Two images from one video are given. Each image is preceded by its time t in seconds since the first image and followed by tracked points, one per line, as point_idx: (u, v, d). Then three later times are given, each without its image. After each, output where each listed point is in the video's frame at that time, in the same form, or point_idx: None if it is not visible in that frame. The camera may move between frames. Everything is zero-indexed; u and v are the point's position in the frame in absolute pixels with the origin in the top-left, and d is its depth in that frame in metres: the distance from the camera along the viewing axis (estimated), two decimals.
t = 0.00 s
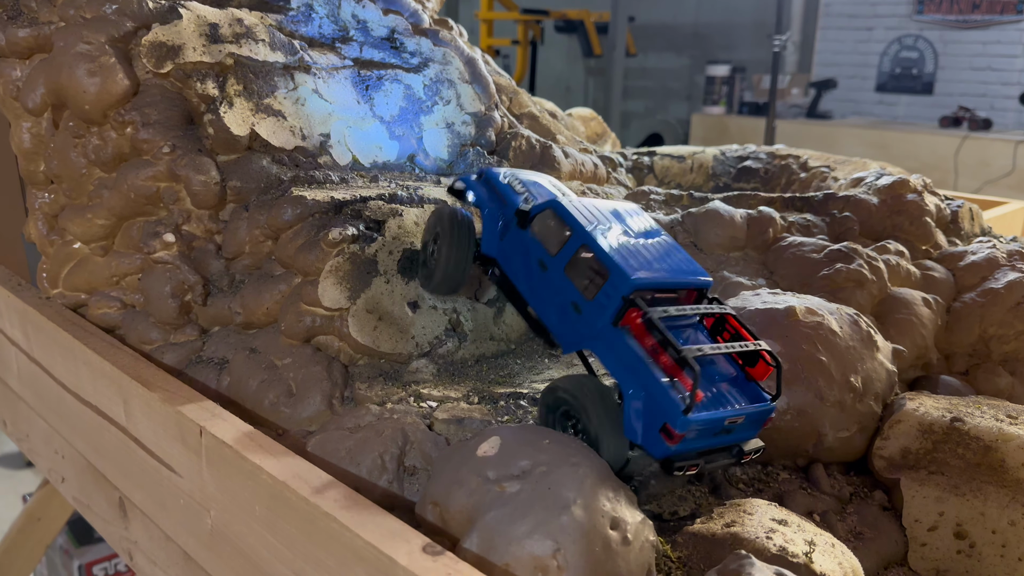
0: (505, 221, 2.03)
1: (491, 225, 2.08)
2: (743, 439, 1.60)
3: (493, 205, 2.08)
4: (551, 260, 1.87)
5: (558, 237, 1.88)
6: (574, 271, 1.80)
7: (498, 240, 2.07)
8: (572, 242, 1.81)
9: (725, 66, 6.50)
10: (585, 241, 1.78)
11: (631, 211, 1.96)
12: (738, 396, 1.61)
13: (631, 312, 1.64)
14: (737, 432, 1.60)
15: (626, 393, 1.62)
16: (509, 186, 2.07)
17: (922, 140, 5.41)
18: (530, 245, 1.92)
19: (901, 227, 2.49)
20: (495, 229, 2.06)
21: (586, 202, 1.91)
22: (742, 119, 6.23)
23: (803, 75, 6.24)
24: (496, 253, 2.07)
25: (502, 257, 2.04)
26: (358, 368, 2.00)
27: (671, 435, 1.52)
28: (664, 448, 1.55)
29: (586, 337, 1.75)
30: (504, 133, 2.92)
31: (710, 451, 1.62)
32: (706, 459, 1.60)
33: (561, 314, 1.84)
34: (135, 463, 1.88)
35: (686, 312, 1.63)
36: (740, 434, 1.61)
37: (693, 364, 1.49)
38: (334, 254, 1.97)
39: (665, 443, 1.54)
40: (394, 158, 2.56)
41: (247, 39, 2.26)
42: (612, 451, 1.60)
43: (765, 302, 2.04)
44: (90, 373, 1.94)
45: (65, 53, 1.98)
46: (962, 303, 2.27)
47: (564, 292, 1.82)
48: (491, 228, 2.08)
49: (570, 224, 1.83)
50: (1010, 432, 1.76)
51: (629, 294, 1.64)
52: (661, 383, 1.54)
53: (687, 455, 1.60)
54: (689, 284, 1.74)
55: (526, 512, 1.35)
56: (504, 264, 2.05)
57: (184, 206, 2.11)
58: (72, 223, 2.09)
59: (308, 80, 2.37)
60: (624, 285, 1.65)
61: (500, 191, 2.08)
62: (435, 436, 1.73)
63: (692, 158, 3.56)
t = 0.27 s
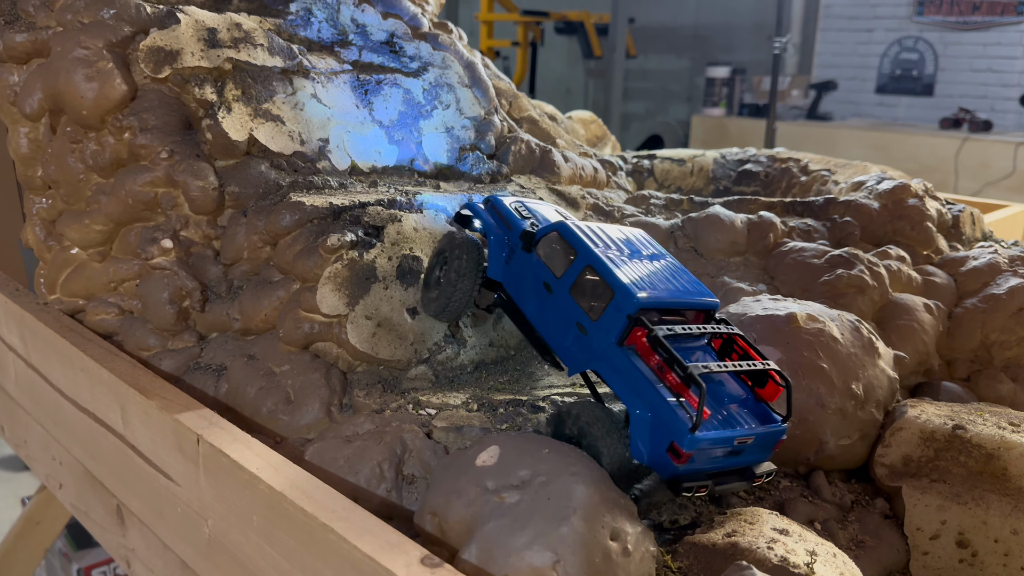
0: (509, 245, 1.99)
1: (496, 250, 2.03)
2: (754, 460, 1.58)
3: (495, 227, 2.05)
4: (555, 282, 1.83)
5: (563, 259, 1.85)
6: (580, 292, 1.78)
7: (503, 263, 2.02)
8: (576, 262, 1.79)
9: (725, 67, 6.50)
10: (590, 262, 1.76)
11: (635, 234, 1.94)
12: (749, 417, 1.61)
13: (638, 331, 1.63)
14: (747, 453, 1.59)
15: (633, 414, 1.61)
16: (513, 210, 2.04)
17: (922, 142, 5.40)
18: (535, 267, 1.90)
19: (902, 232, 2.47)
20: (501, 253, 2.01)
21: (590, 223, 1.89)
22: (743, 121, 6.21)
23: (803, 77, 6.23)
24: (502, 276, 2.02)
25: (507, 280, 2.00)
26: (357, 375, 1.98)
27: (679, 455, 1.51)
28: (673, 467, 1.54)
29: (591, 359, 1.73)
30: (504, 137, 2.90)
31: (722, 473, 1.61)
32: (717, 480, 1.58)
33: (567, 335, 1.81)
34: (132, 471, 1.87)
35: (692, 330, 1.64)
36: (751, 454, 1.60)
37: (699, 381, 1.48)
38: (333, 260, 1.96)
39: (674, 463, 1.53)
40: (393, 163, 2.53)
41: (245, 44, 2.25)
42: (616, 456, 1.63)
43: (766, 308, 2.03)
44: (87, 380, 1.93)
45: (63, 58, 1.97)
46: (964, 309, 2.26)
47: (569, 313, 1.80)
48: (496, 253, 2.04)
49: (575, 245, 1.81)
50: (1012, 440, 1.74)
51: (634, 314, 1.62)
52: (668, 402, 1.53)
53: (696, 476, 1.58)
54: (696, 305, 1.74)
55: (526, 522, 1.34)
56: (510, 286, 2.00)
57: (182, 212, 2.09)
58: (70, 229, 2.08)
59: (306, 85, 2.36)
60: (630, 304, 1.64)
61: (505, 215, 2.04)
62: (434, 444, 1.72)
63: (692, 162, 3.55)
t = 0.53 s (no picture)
0: (522, 214, 2.03)
1: (509, 218, 2.09)
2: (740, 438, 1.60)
3: (512, 197, 2.08)
4: (561, 252, 1.87)
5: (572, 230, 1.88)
6: (583, 263, 1.81)
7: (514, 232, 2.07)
8: (583, 234, 1.82)
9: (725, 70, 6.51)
10: (596, 234, 1.78)
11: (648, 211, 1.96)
12: (740, 396, 1.63)
13: (635, 303, 1.65)
14: (734, 430, 1.61)
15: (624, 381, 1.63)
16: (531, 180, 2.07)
17: (923, 143, 5.40)
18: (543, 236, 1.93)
19: (904, 233, 2.47)
20: (513, 222, 2.06)
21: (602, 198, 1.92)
22: (744, 123, 6.22)
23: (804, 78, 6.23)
24: (512, 244, 2.07)
25: (517, 249, 2.03)
26: (359, 377, 1.97)
27: (664, 424, 1.53)
28: (657, 436, 1.57)
29: (590, 327, 1.77)
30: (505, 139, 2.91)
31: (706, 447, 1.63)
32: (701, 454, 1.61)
33: (569, 304, 1.85)
34: (134, 473, 1.87)
35: (690, 306, 1.66)
36: (738, 432, 1.62)
37: (690, 355, 1.50)
38: (334, 262, 1.96)
39: (658, 432, 1.55)
40: (394, 165, 2.53)
41: (247, 46, 2.25)
42: (602, 436, 1.62)
43: (768, 310, 2.02)
44: (90, 382, 1.93)
45: (65, 60, 1.98)
46: (966, 310, 2.26)
47: (572, 282, 1.83)
48: (509, 221, 2.09)
49: (584, 216, 1.83)
50: (1015, 441, 1.74)
51: (634, 286, 1.65)
52: (658, 372, 1.55)
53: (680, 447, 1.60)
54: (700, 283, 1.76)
55: (529, 524, 1.34)
56: (519, 256, 2.04)
57: (184, 214, 2.09)
58: (72, 231, 2.08)
59: (308, 87, 2.36)
60: (630, 277, 1.67)
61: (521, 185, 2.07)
62: (436, 446, 1.72)
63: (694, 164, 3.55)
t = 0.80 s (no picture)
0: (548, 191, 1.97)
1: (536, 196, 2.00)
2: (726, 426, 1.63)
3: (541, 174, 2.02)
4: (580, 228, 1.85)
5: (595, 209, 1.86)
6: (598, 240, 1.80)
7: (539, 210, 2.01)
8: (602, 213, 1.80)
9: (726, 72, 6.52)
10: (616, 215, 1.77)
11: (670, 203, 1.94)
12: (733, 387, 1.65)
13: (641, 282, 1.66)
14: (721, 418, 1.64)
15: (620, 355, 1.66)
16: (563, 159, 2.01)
17: (924, 146, 5.41)
18: (565, 213, 1.90)
19: (903, 236, 2.47)
20: (540, 198, 1.99)
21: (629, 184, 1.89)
22: (744, 126, 6.23)
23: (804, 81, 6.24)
24: (535, 221, 2.00)
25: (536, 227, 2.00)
26: (358, 379, 1.98)
27: (651, 400, 1.56)
28: (642, 411, 1.59)
29: (595, 302, 1.77)
30: (505, 142, 2.91)
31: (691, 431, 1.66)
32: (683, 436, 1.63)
33: (577, 278, 1.85)
34: (134, 474, 1.88)
35: (693, 294, 1.69)
36: (724, 420, 1.65)
37: (684, 336, 1.52)
38: (334, 264, 1.96)
39: (643, 407, 1.58)
40: (395, 166, 2.52)
41: (247, 48, 2.24)
42: (599, 408, 1.66)
43: (768, 312, 2.02)
44: (90, 383, 1.94)
45: (65, 62, 1.98)
46: (965, 313, 2.26)
47: (585, 257, 1.82)
48: (536, 198, 2.01)
49: (608, 196, 1.81)
50: (1013, 443, 1.75)
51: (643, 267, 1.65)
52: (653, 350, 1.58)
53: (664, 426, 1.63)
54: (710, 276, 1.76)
55: (527, 526, 1.34)
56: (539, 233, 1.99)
57: (184, 216, 2.10)
58: (72, 233, 2.09)
59: (308, 89, 2.37)
60: (640, 258, 1.67)
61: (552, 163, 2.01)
62: (435, 448, 1.72)
63: (693, 166, 3.55)
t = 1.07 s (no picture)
0: (545, 204, 1.99)
1: (533, 209, 2.02)
2: (721, 442, 1.64)
3: (537, 187, 2.04)
4: (576, 243, 1.87)
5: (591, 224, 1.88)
6: (593, 255, 1.82)
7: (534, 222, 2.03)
8: (597, 228, 1.83)
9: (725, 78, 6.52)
10: (611, 230, 1.79)
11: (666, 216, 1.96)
12: (729, 402, 1.66)
13: (636, 297, 1.67)
14: (715, 434, 1.64)
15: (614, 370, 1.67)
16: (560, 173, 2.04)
17: (924, 152, 5.41)
18: (562, 227, 1.92)
19: (900, 246, 2.47)
20: (537, 212, 2.01)
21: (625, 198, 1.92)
22: (743, 131, 6.24)
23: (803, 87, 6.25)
24: (532, 234, 2.01)
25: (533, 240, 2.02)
26: (355, 391, 1.99)
27: (645, 415, 1.57)
28: (636, 427, 1.61)
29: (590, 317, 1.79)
30: (503, 151, 2.91)
31: (686, 445, 1.67)
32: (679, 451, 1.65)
33: (572, 293, 1.87)
34: (130, 486, 1.88)
35: (688, 308, 1.70)
36: (720, 436, 1.66)
37: (678, 352, 1.54)
38: (331, 275, 1.97)
39: (638, 422, 1.60)
40: (393, 177, 2.53)
41: (245, 60, 2.26)
42: (594, 423, 1.67)
43: (764, 323, 2.02)
44: (87, 395, 1.95)
45: (63, 74, 1.99)
46: (962, 323, 2.26)
47: (581, 272, 1.84)
48: (533, 212, 2.02)
49: (603, 211, 1.84)
50: (1009, 455, 1.75)
51: (637, 282, 1.67)
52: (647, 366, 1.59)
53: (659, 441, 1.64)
54: (706, 290, 1.78)
55: (521, 540, 1.34)
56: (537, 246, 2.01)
57: (182, 227, 2.10)
58: (70, 244, 2.10)
59: (306, 100, 2.38)
60: (635, 272, 1.69)
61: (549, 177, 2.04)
62: (431, 460, 1.72)
63: (692, 175, 3.56)
